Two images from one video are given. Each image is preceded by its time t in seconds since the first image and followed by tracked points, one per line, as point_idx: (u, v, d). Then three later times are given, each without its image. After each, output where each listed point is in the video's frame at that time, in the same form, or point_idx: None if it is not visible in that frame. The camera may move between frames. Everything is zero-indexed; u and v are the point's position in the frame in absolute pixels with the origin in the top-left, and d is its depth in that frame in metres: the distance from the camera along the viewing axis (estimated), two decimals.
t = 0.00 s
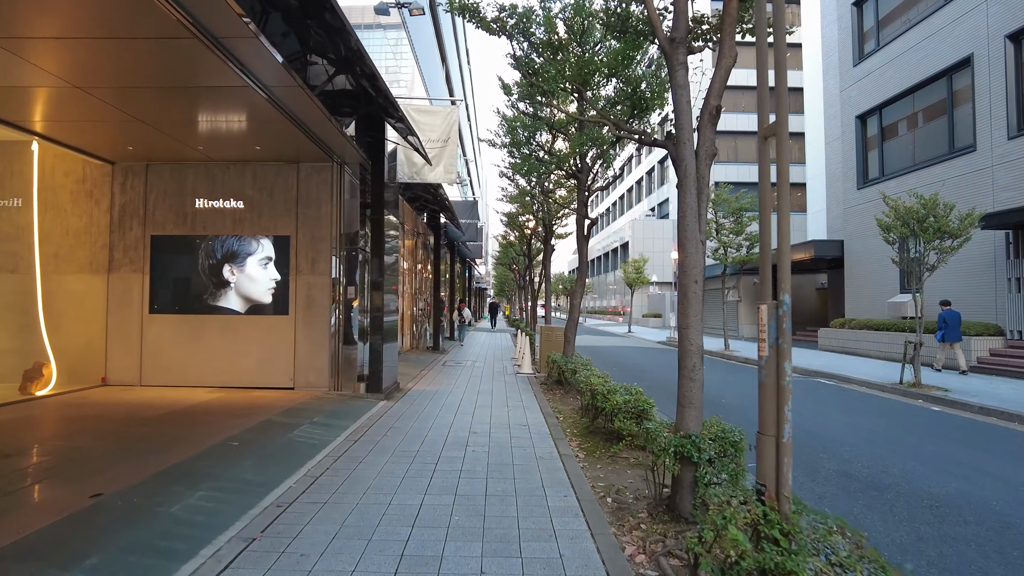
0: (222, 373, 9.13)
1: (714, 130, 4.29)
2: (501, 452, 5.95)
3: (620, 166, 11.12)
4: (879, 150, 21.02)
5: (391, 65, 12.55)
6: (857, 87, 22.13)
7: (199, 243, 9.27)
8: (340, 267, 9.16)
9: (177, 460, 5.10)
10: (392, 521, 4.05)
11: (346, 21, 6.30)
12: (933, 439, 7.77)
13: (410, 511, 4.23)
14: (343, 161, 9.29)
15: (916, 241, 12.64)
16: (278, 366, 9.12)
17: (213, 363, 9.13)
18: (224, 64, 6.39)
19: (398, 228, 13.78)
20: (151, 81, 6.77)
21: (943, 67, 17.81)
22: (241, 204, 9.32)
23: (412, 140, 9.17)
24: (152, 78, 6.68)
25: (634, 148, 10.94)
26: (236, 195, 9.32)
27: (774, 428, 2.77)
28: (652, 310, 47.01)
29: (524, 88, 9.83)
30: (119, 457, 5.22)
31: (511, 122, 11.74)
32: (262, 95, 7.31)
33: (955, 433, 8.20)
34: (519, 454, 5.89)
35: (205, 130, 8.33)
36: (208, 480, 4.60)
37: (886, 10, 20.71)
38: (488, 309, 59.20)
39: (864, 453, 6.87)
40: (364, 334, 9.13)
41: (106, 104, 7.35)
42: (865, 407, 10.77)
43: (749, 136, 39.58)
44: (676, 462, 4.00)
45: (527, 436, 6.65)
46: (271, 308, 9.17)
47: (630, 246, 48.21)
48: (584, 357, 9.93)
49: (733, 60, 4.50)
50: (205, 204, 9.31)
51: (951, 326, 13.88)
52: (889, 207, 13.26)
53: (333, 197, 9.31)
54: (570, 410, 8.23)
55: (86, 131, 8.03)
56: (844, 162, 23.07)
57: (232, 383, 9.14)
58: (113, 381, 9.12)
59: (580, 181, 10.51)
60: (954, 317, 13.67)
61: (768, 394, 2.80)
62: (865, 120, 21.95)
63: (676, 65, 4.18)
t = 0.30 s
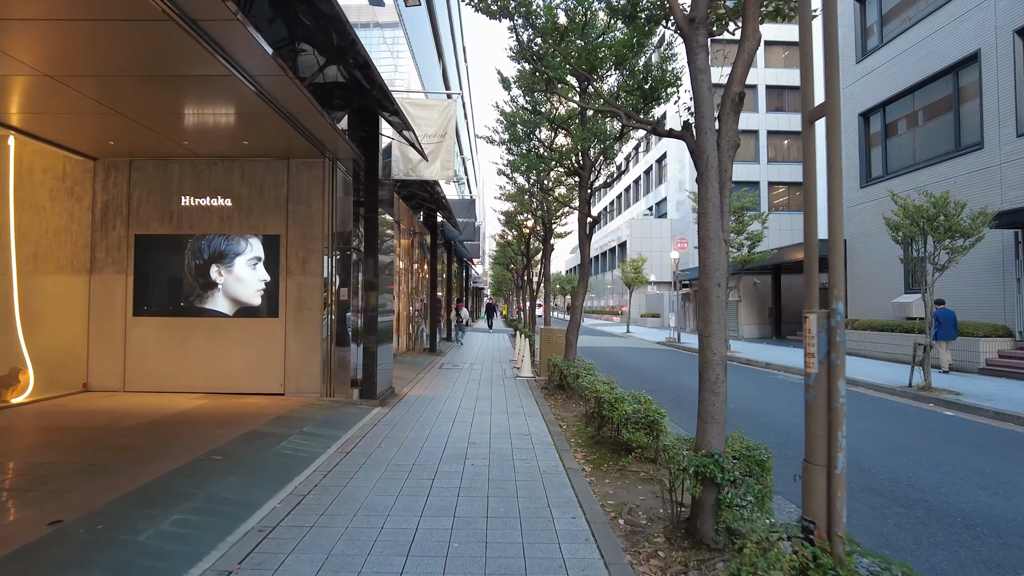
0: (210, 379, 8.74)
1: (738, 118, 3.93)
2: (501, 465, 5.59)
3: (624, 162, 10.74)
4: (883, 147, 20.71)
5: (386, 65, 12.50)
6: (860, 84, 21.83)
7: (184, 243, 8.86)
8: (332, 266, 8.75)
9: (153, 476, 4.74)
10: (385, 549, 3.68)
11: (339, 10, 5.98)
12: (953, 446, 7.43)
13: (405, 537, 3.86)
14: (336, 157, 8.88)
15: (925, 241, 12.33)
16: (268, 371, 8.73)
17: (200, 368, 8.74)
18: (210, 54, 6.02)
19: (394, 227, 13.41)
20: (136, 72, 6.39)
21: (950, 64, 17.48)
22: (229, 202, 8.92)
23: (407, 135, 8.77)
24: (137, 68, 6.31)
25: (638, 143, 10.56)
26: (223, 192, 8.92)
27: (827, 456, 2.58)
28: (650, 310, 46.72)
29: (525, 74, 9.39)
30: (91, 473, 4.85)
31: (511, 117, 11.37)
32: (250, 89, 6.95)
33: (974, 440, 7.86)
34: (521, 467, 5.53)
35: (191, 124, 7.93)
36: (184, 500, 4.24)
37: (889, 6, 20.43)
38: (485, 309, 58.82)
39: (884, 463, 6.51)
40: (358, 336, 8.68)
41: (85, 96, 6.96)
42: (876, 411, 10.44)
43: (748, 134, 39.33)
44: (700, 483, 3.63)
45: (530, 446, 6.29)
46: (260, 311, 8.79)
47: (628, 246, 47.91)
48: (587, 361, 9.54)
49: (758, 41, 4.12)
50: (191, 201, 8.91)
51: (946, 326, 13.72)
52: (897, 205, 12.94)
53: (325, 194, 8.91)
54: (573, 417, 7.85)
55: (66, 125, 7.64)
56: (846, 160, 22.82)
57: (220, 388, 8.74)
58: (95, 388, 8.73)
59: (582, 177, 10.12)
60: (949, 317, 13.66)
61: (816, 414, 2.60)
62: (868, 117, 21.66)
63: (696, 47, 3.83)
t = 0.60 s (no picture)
0: (197, 383, 8.31)
1: (772, 98, 3.54)
2: (506, 479, 5.15)
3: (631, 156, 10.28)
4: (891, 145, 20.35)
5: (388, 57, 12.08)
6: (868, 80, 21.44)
7: (172, 240, 8.44)
8: (326, 265, 8.34)
9: (126, 494, 4.33)
10: None
11: None
12: (983, 455, 7.02)
13: (401, 566, 3.44)
14: (330, 150, 8.47)
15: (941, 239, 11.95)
16: (258, 375, 8.30)
17: (187, 372, 8.31)
18: (197, 37, 5.60)
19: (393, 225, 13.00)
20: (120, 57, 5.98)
21: (958, 62, 17.06)
22: (219, 197, 8.50)
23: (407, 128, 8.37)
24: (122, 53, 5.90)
25: (647, 136, 10.12)
26: (213, 186, 8.50)
27: (912, 493, 2.34)
28: (652, 311, 46.34)
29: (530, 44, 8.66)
30: (60, 487, 4.45)
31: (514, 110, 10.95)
32: (241, 76, 6.53)
33: (1005, 449, 7.44)
34: (528, 481, 5.10)
35: (179, 115, 7.51)
36: (154, 523, 3.83)
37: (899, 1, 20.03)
38: (486, 310, 58.52)
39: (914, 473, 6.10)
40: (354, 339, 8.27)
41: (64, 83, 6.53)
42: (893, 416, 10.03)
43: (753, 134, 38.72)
44: (733, 505, 3.22)
45: (536, 456, 5.87)
46: (251, 311, 8.37)
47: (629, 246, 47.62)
48: (595, 365, 9.13)
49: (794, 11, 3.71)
50: (179, 196, 8.47)
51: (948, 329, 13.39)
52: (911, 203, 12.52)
53: (319, 189, 8.49)
54: (580, 424, 7.43)
55: (47, 114, 7.19)
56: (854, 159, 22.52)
57: (209, 393, 8.32)
58: (77, 393, 8.26)
59: (588, 171, 9.71)
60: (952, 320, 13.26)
61: (896, 438, 2.36)
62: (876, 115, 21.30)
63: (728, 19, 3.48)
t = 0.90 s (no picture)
0: (182, 390, 7.91)
1: (805, 76, 3.16)
2: (507, 497, 4.75)
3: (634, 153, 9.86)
4: (898, 144, 20.03)
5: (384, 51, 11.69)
6: (874, 79, 21.13)
7: (155, 240, 8.02)
8: (317, 264, 7.94)
9: (87, 517, 3.95)
10: None
11: None
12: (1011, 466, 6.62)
13: None
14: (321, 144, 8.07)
15: (954, 238, 11.60)
16: (246, 382, 7.91)
17: (171, 378, 7.91)
18: (174, 22, 5.19)
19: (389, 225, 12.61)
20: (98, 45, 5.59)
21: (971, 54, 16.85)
22: (204, 194, 8.08)
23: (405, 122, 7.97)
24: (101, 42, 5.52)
25: (653, 132, 9.71)
26: (198, 183, 8.08)
27: (1023, 550, 1.99)
28: (653, 313, 45.93)
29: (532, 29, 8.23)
30: (16, 510, 4.05)
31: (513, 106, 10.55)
32: (224, 65, 6.13)
33: None
34: (530, 500, 4.70)
35: (163, 108, 7.11)
36: (113, 553, 3.43)
37: None
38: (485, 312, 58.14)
39: (942, 487, 5.69)
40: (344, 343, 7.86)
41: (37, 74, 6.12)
42: (908, 422, 9.65)
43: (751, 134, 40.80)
44: (765, 536, 2.82)
45: (537, 471, 5.48)
46: (238, 314, 7.97)
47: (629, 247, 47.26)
48: (601, 372, 8.72)
49: None
50: (163, 194, 8.04)
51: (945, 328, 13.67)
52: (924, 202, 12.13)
53: (310, 186, 8.09)
54: (585, 434, 7.01)
55: (23, 107, 6.78)
56: (859, 158, 22.23)
57: (195, 401, 7.92)
58: (55, 400, 7.85)
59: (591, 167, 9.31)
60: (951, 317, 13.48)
61: (997, 479, 2.01)
62: (882, 113, 20.99)
63: None
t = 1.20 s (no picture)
0: (160, 399, 7.46)
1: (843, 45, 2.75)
2: (503, 521, 4.32)
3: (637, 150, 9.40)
4: (902, 144, 19.68)
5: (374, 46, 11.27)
6: (877, 78, 20.78)
7: (132, 241, 7.57)
8: (303, 266, 7.46)
9: (29, 550, 3.52)
10: None
11: None
12: None
13: None
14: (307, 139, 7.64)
15: (967, 238, 11.21)
16: (228, 390, 7.46)
17: (148, 387, 7.45)
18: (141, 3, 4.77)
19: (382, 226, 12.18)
20: (68, 31, 5.15)
21: (978, 52, 16.47)
22: (184, 192, 7.64)
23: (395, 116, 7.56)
24: (73, 27, 5.08)
25: (655, 127, 9.27)
26: (177, 180, 7.65)
27: None
28: (652, 317, 45.51)
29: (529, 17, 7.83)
30: None
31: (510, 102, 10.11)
32: (201, 53, 5.70)
33: None
34: (529, 524, 4.27)
35: (140, 100, 6.68)
36: None
37: None
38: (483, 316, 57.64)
39: (973, 504, 5.28)
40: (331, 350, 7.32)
41: None
42: (923, 429, 9.23)
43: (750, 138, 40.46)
44: None
45: (537, 489, 5.06)
46: (219, 319, 7.52)
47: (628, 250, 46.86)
48: (602, 379, 8.30)
49: None
50: (140, 192, 7.61)
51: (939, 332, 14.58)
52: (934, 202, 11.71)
53: (295, 183, 7.65)
54: (587, 446, 6.59)
55: None
56: (863, 159, 21.86)
57: (174, 411, 7.47)
58: (25, 410, 7.38)
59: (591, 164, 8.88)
60: (945, 323, 14.23)
61: None
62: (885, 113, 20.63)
63: None
